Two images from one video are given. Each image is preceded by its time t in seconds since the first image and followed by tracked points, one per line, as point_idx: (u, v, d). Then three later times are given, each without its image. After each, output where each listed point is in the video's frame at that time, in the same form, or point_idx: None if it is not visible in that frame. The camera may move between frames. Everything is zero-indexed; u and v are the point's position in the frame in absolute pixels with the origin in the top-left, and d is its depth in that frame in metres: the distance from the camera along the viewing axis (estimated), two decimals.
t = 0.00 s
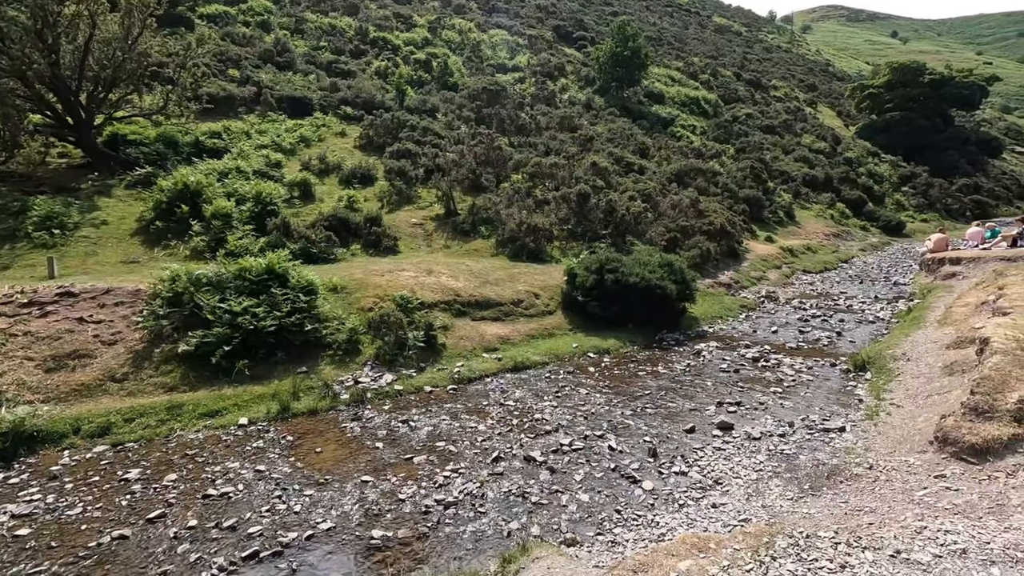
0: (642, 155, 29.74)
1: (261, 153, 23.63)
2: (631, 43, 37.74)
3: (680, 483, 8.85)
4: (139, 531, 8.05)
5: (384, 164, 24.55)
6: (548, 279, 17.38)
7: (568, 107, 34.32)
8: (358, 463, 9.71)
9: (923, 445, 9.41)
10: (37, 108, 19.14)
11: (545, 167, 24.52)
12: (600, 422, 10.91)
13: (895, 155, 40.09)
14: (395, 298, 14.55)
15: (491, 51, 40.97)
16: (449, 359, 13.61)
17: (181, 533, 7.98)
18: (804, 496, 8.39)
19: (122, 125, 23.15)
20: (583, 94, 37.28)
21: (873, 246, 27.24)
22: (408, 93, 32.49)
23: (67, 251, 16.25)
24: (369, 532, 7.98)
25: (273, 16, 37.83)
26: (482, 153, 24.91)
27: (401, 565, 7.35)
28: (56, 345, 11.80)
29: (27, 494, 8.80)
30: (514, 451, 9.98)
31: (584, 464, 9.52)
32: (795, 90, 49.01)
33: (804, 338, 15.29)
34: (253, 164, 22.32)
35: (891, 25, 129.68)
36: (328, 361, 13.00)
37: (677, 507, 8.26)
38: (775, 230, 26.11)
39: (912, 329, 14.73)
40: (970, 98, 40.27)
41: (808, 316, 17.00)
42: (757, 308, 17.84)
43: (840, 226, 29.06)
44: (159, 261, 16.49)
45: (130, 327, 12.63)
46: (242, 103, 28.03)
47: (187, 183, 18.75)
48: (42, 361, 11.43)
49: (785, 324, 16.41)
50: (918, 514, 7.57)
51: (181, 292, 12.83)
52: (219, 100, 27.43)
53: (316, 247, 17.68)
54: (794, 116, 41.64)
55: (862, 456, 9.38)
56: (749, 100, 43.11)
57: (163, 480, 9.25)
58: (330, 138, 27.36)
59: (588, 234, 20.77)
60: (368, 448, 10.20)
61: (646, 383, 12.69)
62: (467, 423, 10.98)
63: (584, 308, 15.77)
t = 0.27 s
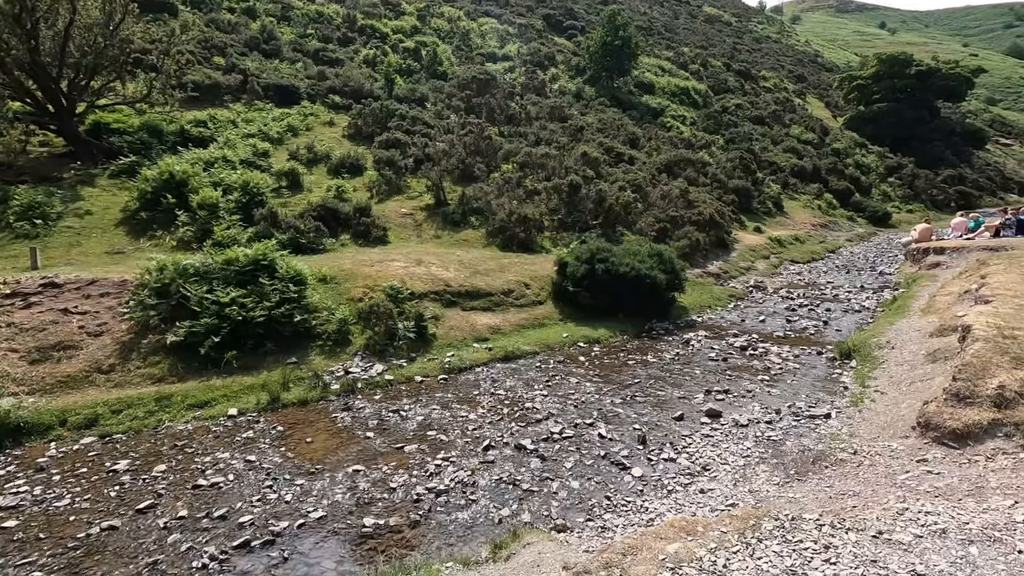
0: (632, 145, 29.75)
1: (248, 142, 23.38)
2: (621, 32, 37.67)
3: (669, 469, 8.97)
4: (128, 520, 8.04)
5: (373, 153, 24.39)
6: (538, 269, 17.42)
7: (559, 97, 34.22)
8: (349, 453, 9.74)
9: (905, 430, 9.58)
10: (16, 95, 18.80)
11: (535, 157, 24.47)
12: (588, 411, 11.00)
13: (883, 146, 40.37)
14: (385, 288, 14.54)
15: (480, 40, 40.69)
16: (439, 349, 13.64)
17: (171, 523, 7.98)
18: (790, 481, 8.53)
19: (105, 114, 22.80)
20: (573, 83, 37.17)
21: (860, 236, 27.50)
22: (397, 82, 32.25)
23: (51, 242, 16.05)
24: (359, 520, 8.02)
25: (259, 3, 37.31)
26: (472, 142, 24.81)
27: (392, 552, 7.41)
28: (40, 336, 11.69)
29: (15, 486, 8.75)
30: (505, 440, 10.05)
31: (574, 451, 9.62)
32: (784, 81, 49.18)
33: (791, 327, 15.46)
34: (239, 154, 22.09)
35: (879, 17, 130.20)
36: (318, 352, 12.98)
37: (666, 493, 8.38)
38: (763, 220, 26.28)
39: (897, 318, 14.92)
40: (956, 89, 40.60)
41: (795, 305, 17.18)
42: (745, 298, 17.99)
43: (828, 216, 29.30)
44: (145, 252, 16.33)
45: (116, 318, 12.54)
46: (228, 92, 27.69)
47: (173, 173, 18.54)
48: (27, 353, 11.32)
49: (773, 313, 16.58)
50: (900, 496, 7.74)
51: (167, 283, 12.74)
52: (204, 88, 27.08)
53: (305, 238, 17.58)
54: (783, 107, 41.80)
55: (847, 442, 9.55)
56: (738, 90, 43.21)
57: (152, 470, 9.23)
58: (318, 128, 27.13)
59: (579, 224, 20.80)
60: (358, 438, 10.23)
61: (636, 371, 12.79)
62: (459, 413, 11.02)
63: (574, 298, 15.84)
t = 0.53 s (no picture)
0: (626, 142, 29.79)
1: (241, 138, 23.27)
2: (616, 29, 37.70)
3: (663, 464, 9.03)
4: (122, 517, 8.03)
5: (367, 149, 24.33)
6: (533, 265, 17.44)
7: (553, 93, 34.22)
8: (344, 449, 9.75)
9: (897, 424, 9.67)
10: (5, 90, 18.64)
11: (530, 153, 24.46)
12: (583, 406, 11.04)
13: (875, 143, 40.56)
14: (380, 284, 14.52)
15: (475, 36, 40.62)
16: (434, 345, 13.66)
17: (166, 519, 7.97)
18: (783, 475, 8.61)
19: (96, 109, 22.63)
20: (567, 80, 37.18)
21: (853, 232, 27.66)
22: (391, 78, 32.16)
23: (42, 238, 15.94)
24: (354, 515, 8.04)
25: None
26: (466, 139, 24.78)
27: (388, 547, 7.44)
28: (32, 333, 11.64)
29: (7, 484, 8.73)
30: (500, 435, 10.09)
31: (569, 446, 9.66)
32: (778, 77, 49.31)
33: (785, 323, 15.55)
34: (232, 149, 21.99)
35: (873, 13, 130.56)
36: (312, 348, 12.98)
37: (660, 487, 8.44)
38: (757, 217, 26.38)
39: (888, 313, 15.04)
40: (948, 86, 40.77)
41: (789, 301, 17.28)
42: (739, 294, 18.08)
43: (821, 213, 29.45)
44: (137, 248, 16.26)
45: (109, 314, 12.49)
46: (220, 87, 27.54)
47: (165, 169, 18.44)
48: (19, 350, 11.27)
49: (766, 309, 16.67)
50: (891, 488, 7.82)
51: (160, 279, 12.73)
52: (196, 84, 26.91)
53: (298, 234, 17.54)
54: (777, 104, 41.93)
55: (839, 436, 9.63)
56: (732, 87, 43.30)
57: (146, 467, 9.21)
58: (312, 124, 27.04)
59: (574, 220, 20.83)
60: (354, 434, 10.24)
61: (630, 367, 12.85)
62: (454, 409, 11.05)
63: (569, 294, 15.87)
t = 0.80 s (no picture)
0: (620, 138, 29.84)
1: (234, 134, 23.15)
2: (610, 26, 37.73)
3: (657, 458, 9.09)
4: (116, 514, 8.01)
5: (361, 146, 24.27)
6: (527, 262, 17.47)
7: (548, 89, 34.21)
8: (340, 445, 9.78)
9: (888, 418, 9.78)
10: None
11: (524, 150, 24.46)
12: (576, 403, 11.09)
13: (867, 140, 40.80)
14: (374, 281, 14.51)
15: (469, 33, 40.54)
16: (429, 342, 13.68)
17: (160, 516, 7.97)
18: (776, 468, 8.69)
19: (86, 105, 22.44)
20: (562, 76, 37.17)
21: (845, 229, 27.84)
22: (385, 74, 32.06)
23: (32, 235, 15.82)
24: (349, 512, 8.05)
25: None
26: (460, 135, 24.75)
27: (385, 542, 7.47)
28: (24, 331, 11.58)
29: None
30: (495, 431, 10.13)
31: (564, 441, 9.72)
32: (771, 74, 49.48)
33: (778, 318, 15.66)
34: (225, 146, 21.88)
35: (865, 11, 131.08)
36: (307, 345, 12.97)
37: (654, 481, 8.50)
38: (750, 214, 26.50)
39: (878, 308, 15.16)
40: (939, 84, 41.09)
41: (781, 297, 17.39)
42: (732, 290, 18.17)
43: (814, 209, 29.62)
44: (129, 245, 16.17)
45: (101, 312, 12.45)
46: (212, 83, 27.37)
47: (157, 166, 18.33)
48: (10, 348, 11.21)
49: (760, 305, 16.77)
50: (882, 481, 7.91)
51: (153, 276, 12.71)
52: (188, 80, 26.73)
53: (292, 231, 17.49)
54: (770, 101, 42.08)
55: (831, 430, 9.73)
56: (726, 84, 43.41)
57: (141, 464, 9.20)
58: (305, 120, 26.93)
59: (568, 217, 20.86)
60: (349, 430, 10.26)
61: (625, 363, 12.91)
62: (449, 405, 11.08)
63: (564, 291, 15.92)
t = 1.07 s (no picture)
0: (615, 135, 29.87)
1: (227, 130, 23.06)
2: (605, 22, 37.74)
3: (651, 452, 9.16)
4: (108, 510, 7.94)
5: (356, 143, 24.22)
6: (522, 258, 17.51)
7: (542, 86, 34.20)
8: (335, 441, 9.80)
9: (879, 411, 9.90)
10: None
11: (519, 147, 24.45)
12: (571, 397, 11.17)
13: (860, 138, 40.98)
14: (369, 278, 14.49)
15: (464, 29, 40.47)
16: (424, 339, 13.71)
17: (156, 512, 7.94)
18: (768, 462, 8.74)
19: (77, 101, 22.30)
20: (556, 73, 37.17)
21: (839, 226, 27.99)
22: (379, 70, 31.99)
23: (24, 232, 15.75)
24: (347, 507, 8.08)
25: None
26: (455, 132, 24.74)
27: (384, 536, 7.48)
28: (16, 328, 11.54)
29: None
30: (489, 426, 10.18)
31: (558, 436, 9.78)
32: (765, 71, 49.61)
33: (772, 314, 15.75)
34: (218, 142, 21.80)
35: (859, 9, 131.51)
36: (301, 341, 12.98)
37: (648, 475, 8.56)
38: (744, 210, 26.60)
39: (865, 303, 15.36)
40: (931, 81, 41.28)
41: (775, 293, 17.49)
42: (725, 286, 18.25)
43: (807, 206, 29.76)
44: (122, 242, 16.12)
45: (94, 309, 12.41)
46: (205, 79, 27.25)
47: (149, 162, 18.25)
48: (3, 346, 11.22)
49: (753, 301, 16.87)
50: (873, 472, 8.14)
51: (146, 273, 12.64)
52: (180, 75, 26.60)
53: (286, 228, 17.47)
54: (764, 98, 42.20)
55: (822, 423, 9.82)
56: (721, 81, 43.50)
57: (135, 461, 9.13)
58: (299, 116, 26.85)
59: (563, 214, 20.90)
60: (344, 426, 10.28)
61: (619, 358, 12.97)
62: (444, 400, 11.14)
63: (558, 287, 15.99)
